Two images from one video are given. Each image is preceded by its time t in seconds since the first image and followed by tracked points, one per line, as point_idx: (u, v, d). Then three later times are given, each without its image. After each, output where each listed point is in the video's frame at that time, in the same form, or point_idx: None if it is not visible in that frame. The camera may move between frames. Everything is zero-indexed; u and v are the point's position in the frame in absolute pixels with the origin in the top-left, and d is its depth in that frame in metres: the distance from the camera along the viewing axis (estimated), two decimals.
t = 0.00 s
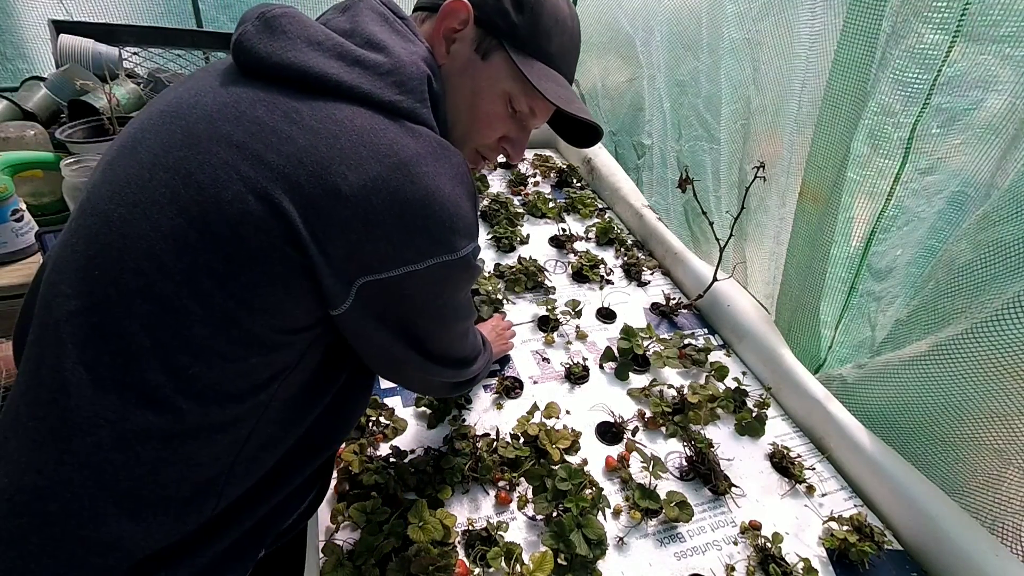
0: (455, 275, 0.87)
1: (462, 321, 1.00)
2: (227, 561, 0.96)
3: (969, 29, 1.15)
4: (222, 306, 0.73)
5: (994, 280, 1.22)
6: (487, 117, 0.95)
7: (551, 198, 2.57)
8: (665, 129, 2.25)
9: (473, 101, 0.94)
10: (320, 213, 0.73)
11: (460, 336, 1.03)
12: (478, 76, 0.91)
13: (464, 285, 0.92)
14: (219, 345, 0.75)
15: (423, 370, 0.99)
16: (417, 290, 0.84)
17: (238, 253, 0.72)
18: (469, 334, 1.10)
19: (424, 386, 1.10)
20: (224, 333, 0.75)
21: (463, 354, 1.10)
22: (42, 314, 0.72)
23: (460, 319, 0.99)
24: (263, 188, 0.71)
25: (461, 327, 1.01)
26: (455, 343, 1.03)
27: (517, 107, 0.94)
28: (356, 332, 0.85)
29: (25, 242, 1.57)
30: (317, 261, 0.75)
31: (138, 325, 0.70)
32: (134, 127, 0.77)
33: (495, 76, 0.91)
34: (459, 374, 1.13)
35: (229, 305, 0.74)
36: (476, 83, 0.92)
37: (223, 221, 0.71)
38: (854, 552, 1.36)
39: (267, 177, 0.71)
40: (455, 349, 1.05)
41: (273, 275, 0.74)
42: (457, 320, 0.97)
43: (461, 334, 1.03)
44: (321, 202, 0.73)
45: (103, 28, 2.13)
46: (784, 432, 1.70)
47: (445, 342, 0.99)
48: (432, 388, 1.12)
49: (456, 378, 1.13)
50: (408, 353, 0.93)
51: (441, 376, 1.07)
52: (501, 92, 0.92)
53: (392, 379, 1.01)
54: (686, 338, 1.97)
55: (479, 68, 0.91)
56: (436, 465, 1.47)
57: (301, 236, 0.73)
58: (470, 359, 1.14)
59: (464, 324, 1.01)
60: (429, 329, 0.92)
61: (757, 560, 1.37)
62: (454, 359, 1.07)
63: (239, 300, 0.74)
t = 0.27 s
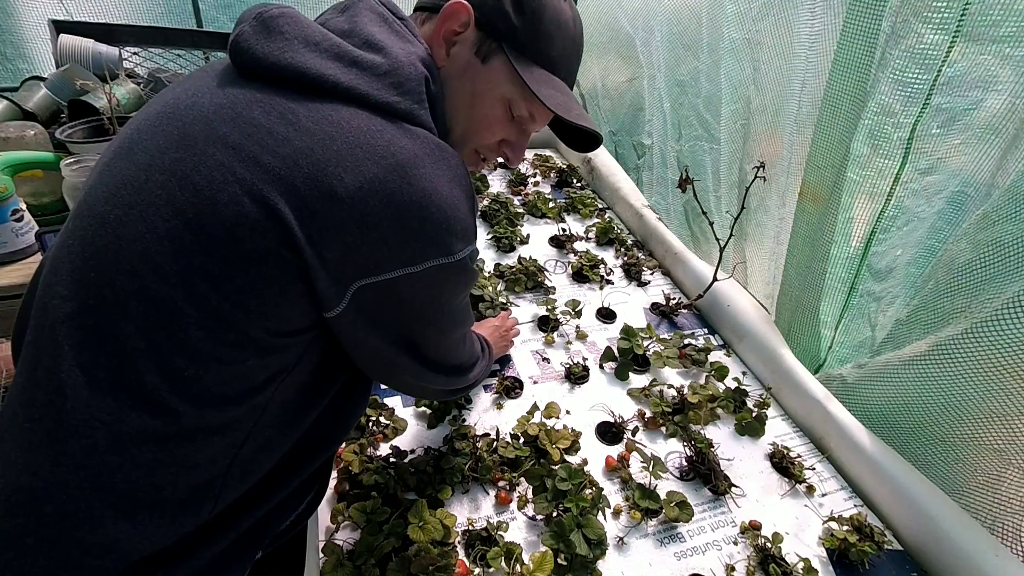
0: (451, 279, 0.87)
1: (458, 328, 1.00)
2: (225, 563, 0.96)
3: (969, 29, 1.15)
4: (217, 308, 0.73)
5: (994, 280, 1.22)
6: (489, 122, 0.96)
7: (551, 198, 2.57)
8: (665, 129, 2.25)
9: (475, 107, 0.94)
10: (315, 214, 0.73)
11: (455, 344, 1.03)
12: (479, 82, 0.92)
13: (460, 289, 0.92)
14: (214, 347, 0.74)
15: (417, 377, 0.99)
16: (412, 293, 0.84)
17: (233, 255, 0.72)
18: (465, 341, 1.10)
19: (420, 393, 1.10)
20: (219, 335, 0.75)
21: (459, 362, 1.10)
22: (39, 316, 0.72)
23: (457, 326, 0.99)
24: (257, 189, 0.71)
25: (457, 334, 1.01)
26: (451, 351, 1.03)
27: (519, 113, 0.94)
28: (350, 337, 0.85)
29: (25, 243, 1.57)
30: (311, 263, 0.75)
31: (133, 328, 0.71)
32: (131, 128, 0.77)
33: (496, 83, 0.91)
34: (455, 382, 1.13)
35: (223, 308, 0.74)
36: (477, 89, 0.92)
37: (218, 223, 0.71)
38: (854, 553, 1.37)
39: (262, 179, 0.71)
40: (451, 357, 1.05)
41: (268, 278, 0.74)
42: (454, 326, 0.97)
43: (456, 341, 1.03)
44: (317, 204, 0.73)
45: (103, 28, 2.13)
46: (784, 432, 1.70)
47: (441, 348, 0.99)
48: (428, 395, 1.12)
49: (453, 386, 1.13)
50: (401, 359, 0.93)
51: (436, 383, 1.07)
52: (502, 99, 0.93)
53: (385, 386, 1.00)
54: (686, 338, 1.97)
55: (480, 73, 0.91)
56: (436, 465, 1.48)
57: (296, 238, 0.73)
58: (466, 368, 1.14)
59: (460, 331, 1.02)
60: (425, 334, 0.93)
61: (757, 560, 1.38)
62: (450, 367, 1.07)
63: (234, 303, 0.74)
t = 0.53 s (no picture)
0: (453, 280, 0.87)
1: (461, 330, 0.99)
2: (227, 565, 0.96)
3: (969, 29, 1.16)
4: (216, 311, 0.73)
5: (994, 280, 1.22)
6: (488, 124, 1.07)
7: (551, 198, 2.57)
8: (665, 129, 2.25)
9: (480, 115, 1.03)
10: (315, 216, 0.73)
11: (457, 346, 1.02)
12: (489, 100, 1.00)
13: (463, 291, 0.92)
14: (214, 350, 0.74)
15: (418, 378, 0.98)
16: (414, 294, 0.84)
17: (232, 258, 0.72)
18: (468, 344, 1.09)
19: (423, 395, 1.09)
20: (218, 337, 0.74)
21: (463, 364, 1.09)
22: (38, 318, 0.72)
23: (460, 328, 0.98)
24: (256, 192, 0.71)
25: (460, 336, 1.00)
26: (453, 353, 1.02)
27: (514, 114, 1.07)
28: (351, 338, 0.85)
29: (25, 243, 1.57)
30: (311, 266, 0.75)
31: (133, 331, 0.71)
32: (129, 130, 0.77)
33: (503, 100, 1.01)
34: (458, 385, 1.12)
35: (222, 311, 0.73)
36: (485, 104, 1.01)
37: (216, 225, 0.71)
38: (854, 553, 1.37)
39: (261, 182, 0.71)
40: (453, 359, 1.04)
41: (267, 280, 0.74)
42: (456, 328, 0.97)
43: (460, 344, 1.02)
44: (317, 206, 0.73)
45: (103, 28, 2.13)
46: (784, 432, 1.70)
47: (443, 350, 0.98)
48: (431, 398, 1.11)
49: (456, 389, 1.12)
50: (402, 359, 0.92)
51: (439, 386, 1.06)
52: (505, 109, 1.04)
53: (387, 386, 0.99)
54: (686, 338, 1.97)
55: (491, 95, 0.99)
56: (436, 465, 1.48)
57: (295, 240, 0.73)
58: (469, 371, 1.13)
59: (463, 333, 1.01)
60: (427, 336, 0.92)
61: (757, 560, 1.38)
62: (452, 369, 1.06)
63: (232, 306, 0.74)
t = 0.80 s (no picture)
0: (457, 271, 0.87)
1: (467, 324, 0.98)
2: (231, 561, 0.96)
3: (970, 28, 1.16)
4: (224, 304, 0.73)
5: (994, 279, 1.22)
6: (482, 115, 1.08)
7: (551, 198, 2.57)
8: (665, 129, 2.25)
9: (474, 106, 1.04)
10: (319, 208, 0.73)
11: (464, 341, 1.02)
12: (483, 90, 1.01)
13: (467, 284, 0.92)
14: (221, 344, 0.74)
15: (424, 373, 0.98)
16: (418, 287, 0.83)
17: (239, 251, 0.72)
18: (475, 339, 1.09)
19: (430, 393, 1.08)
20: (226, 332, 0.74)
21: (470, 360, 1.08)
22: (43, 315, 0.72)
23: (465, 322, 0.98)
24: (261, 184, 0.71)
25: (466, 331, 1.00)
26: (459, 349, 1.02)
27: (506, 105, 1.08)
28: (358, 332, 0.85)
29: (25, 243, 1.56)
30: (317, 258, 0.75)
31: (141, 325, 0.71)
32: (130, 127, 0.77)
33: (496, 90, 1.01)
34: (465, 382, 1.11)
35: (230, 304, 0.74)
36: (479, 94, 1.01)
37: (223, 220, 0.71)
38: (853, 553, 1.37)
39: (266, 174, 0.71)
40: (460, 355, 1.04)
41: (274, 273, 0.74)
42: (462, 321, 0.96)
43: (466, 338, 1.02)
44: (320, 198, 0.73)
45: (103, 28, 2.12)
46: (784, 432, 1.70)
47: (449, 345, 0.98)
48: (439, 395, 1.11)
49: (463, 385, 1.12)
50: (409, 354, 0.92)
51: (446, 382, 1.05)
52: (498, 99, 1.05)
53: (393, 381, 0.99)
54: (686, 338, 1.97)
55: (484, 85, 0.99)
56: (437, 465, 1.48)
57: (301, 233, 0.73)
58: (476, 367, 1.13)
59: (469, 327, 1.01)
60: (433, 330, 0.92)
61: (757, 560, 1.38)
62: (459, 365, 1.06)
63: (240, 298, 0.74)
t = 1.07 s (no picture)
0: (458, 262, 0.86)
1: (468, 318, 0.98)
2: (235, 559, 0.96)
3: (971, 28, 1.16)
4: (227, 299, 0.73)
5: (994, 279, 1.22)
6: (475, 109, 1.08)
7: (551, 199, 2.57)
8: (665, 129, 2.25)
9: (468, 98, 1.04)
10: (321, 200, 0.73)
11: (466, 335, 1.02)
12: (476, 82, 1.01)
13: (468, 276, 0.91)
14: (225, 339, 0.74)
15: (427, 369, 0.98)
16: (420, 279, 0.83)
17: (242, 245, 0.72)
18: (477, 333, 1.09)
19: (432, 389, 1.08)
20: (230, 327, 0.74)
21: (472, 355, 1.08)
22: (47, 314, 0.72)
23: (467, 315, 0.98)
24: (264, 178, 0.71)
25: (467, 325, 1.00)
26: (461, 343, 1.02)
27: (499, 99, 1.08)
28: (361, 327, 0.84)
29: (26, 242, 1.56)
30: (319, 250, 0.75)
31: (146, 320, 0.71)
32: (129, 128, 0.77)
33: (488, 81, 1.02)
34: (467, 378, 1.11)
35: (235, 298, 0.74)
36: (472, 86, 1.02)
37: (225, 215, 0.71)
38: (853, 553, 1.37)
39: (267, 167, 0.71)
40: (461, 349, 1.03)
41: (277, 267, 0.74)
42: (463, 315, 0.96)
43: (468, 332, 1.02)
44: (322, 190, 0.73)
45: (103, 28, 2.12)
46: (784, 432, 1.70)
47: (451, 339, 0.98)
48: (440, 392, 1.10)
49: (466, 382, 1.11)
50: (412, 348, 0.92)
51: (448, 377, 1.05)
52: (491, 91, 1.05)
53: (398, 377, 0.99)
54: (686, 338, 1.97)
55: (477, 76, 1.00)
56: (436, 465, 1.48)
57: (302, 226, 0.73)
58: (478, 362, 1.13)
59: (470, 321, 1.00)
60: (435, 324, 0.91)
61: (757, 560, 1.38)
62: (461, 360, 1.06)
63: (244, 292, 0.74)
